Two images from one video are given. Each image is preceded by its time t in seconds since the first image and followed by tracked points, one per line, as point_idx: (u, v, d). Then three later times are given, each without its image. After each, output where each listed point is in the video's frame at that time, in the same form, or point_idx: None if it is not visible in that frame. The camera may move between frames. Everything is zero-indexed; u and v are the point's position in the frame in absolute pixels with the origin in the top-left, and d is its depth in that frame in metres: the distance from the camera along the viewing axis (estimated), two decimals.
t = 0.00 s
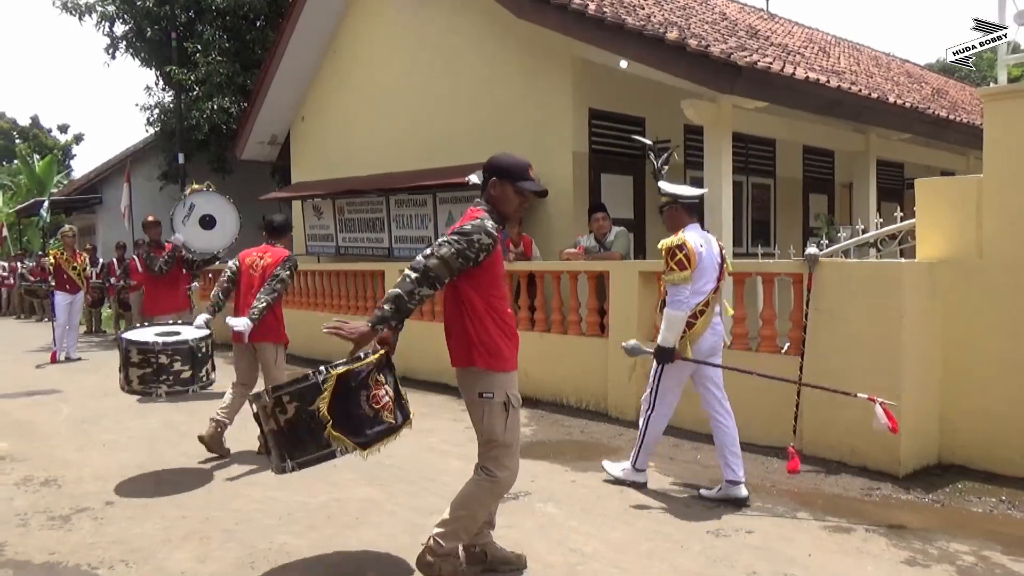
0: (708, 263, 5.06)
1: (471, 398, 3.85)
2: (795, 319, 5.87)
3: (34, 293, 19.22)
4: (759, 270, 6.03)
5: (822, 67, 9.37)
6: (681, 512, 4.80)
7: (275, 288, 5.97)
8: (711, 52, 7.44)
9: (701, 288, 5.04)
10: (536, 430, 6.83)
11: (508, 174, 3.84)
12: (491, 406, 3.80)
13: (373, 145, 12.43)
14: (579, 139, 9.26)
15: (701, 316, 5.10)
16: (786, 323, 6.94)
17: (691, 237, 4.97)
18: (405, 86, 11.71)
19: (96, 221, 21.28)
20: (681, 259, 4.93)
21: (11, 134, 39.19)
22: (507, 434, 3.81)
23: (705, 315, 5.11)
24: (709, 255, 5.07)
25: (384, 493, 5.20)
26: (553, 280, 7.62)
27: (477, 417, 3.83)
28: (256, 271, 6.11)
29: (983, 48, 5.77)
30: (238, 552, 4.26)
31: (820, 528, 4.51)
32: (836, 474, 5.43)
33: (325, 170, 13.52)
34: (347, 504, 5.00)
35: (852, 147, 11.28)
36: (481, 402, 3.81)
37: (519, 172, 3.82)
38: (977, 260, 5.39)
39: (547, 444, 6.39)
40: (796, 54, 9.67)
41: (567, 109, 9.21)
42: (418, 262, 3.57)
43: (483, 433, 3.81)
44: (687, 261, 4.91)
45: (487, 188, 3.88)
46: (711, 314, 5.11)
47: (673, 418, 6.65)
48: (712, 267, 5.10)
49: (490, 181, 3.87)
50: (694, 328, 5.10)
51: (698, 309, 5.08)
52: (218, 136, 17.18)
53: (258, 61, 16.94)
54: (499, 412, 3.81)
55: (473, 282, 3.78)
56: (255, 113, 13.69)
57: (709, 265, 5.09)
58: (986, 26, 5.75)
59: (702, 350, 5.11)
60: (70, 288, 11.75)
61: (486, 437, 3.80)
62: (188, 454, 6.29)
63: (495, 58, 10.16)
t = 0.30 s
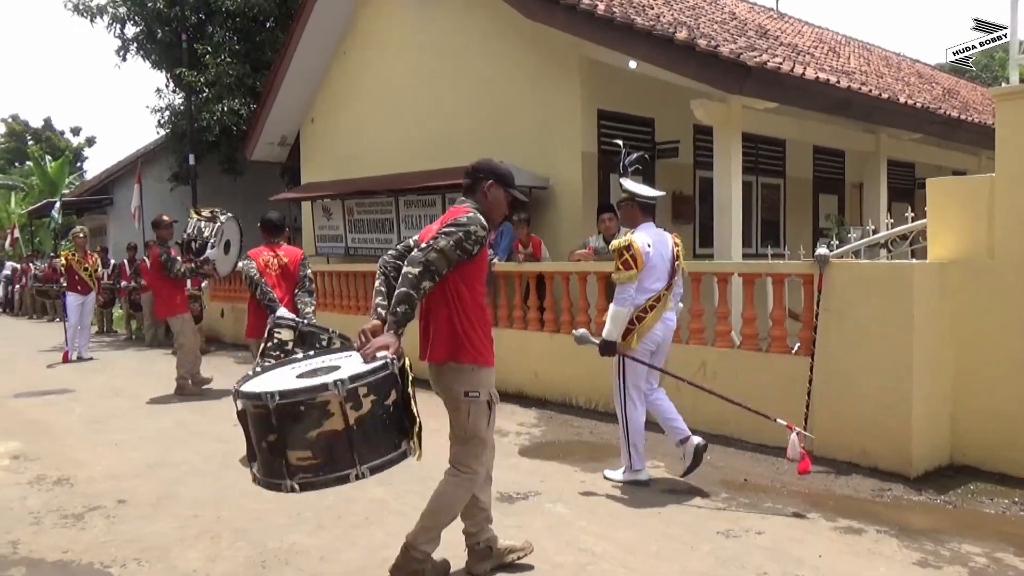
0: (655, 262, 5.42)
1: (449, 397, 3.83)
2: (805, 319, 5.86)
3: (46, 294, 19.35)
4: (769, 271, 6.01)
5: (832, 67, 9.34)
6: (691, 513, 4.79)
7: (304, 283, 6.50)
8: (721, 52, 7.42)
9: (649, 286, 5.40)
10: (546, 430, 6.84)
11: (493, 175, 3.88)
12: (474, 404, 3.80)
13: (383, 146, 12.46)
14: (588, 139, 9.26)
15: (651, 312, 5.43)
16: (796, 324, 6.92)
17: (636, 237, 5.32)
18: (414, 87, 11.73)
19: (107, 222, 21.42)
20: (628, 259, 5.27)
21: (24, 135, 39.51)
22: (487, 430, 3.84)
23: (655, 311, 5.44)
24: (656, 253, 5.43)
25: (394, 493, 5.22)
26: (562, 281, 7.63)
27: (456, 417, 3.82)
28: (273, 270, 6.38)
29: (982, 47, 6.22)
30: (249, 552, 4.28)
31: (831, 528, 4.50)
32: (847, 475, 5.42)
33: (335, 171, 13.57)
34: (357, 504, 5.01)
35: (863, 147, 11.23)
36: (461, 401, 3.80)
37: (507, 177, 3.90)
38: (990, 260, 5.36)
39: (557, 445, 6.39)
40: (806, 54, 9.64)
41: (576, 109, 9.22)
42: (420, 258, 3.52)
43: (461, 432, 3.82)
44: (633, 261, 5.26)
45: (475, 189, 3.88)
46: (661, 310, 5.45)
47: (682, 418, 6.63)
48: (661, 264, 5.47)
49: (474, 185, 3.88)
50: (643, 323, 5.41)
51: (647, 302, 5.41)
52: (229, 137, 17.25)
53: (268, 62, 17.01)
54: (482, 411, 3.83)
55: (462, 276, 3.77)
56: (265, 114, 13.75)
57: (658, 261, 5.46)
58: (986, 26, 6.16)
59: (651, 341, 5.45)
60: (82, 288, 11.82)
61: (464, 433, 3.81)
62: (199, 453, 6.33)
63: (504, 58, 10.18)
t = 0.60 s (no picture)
0: (613, 263, 5.54)
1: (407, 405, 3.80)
2: (818, 319, 5.83)
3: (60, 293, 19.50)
4: (781, 269, 5.98)
5: (844, 65, 9.30)
6: (703, 512, 4.77)
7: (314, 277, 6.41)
8: (732, 50, 7.39)
9: (606, 286, 5.56)
10: (557, 429, 6.83)
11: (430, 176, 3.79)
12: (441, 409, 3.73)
13: (394, 145, 12.48)
14: (599, 138, 9.25)
15: (615, 313, 5.57)
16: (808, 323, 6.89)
17: (596, 238, 5.50)
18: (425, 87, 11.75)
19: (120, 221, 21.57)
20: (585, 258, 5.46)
21: (38, 135, 39.84)
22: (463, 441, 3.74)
23: (620, 311, 5.58)
24: (614, 255, 5.54)
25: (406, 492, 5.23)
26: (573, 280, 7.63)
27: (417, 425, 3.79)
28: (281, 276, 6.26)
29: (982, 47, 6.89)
30: (262, 550, 4.29)
31: (844, 528, 4.48)
32: (860, 475, 5.38)
33: (346, 171, 13.62)
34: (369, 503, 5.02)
35: (876, 145, 11.17)
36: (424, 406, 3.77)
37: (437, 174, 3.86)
38: (1005, 257, 5.30)
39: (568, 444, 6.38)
40: (818, 52, 9.58)
41: (587, 108, 9.21)
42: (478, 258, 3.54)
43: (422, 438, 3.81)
44: (590, 260, 5.45)
45: (426, 189, 3.78)
46: (626, 309, 5.58)
47: (695, 417, 6.62)
48: (621, 265, 5.57)
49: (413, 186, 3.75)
50: (608, 323, 5.56)
51: (612, 303, 5.56)
52: (241, 137, 17.34)
53: (280, 62, 17.08)
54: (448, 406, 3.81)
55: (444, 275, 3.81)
56: (277, 115, 13.81)
57: (620, 262, 5.58)
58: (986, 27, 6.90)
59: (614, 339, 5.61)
60: (96, 287, 11.89)
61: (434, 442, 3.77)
62: (212, 452, 6.35)
63: (515, 58, 10.18)
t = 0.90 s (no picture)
0: (588, 259, 5.53)
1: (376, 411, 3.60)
2: (829, 318, 5.81)
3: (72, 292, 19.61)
4: (792, 269, 5.97)
5: (855, 63, 9.25)
6: (713, 512, 4.76)
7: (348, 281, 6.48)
8: (743, 49, 7.37)
9: (579, 281, 5.53)
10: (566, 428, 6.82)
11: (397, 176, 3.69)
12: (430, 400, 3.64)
13: (403, 144, 12.49)
14: (609, 137, 9.24)
15: (585, 307, 5.54)
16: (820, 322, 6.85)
17: (575, 235, 5.51)
18: (435, 86, 11.76)
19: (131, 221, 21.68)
20: (564, 254, 5.47)
21: (49, 135, 40.06)
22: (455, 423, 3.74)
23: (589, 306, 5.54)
24: (588, 251, 5.52)
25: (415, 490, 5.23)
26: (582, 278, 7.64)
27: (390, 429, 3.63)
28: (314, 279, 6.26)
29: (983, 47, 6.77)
30: (272, 547, 4.30)
31: (855, 528, 4.46)
32: (871, 475, 5.36)
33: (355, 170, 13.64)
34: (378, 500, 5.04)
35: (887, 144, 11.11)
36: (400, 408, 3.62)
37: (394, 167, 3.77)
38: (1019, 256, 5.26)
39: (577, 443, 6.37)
40: (829, 50, 9.54)
41: (596, 108, 9.20)
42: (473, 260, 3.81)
43: (391, 444, 3.66)
44: (569, 256, 5.45)
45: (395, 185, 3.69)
46: (597, 304, 5.55)
47: (704, 416, 6.60)
48: (595, 261, 5.56)
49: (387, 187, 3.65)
50: (577, 317, 5.57)
51: (581, 297, 5.55)
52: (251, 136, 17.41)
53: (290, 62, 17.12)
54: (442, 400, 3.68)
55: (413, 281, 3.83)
56: (287, 114, 13.86)
57: (596, 258, 5.57)
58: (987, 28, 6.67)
59: (585, 333, 5.59)
60: (107, 286, 11.94)
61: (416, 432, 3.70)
62: (222, 449, 6.38)
63: (524, 57, 10.18)
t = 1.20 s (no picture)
0: (566, 264, 5.89)
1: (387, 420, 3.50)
2: (845, 318, 5.77)
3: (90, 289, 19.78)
4: (808, 267, 5.93)
5: (873, 61, 9.17)
6: (729, 511, 4.74)
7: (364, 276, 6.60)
8: (759, 46, 7.33)
9: (559, 283, 5.89)
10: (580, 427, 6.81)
11: (413, 171, 3.60)
12: (441, 410, 3.50)
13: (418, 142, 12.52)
14: (624, 135, 9.23)
15: (564, 305, 5.91)
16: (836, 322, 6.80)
17: (551, 242, 5.86)
18: (450, 84, 11.78)
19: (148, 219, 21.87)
20: (543, 260, 5.81)
21: (68, 134, 40.45)
22: (470, 432, 3.60)
23: (568, 302, 5.90)
24: (563, 255, 5.89)
25: (429, 487, 5.24)
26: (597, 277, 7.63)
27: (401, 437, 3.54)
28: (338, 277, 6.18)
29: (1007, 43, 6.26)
30: (288, 544, 4.32)
31: (872, 529, 4.43)
32: (888, 475, 5.32)
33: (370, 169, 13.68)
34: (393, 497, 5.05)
35: (905, 143, 11.02)
36: (408, 412, 3.51)
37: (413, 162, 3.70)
38: None
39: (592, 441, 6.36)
40: (846, 48, 9.47)
41: (612, 106, 9.19)
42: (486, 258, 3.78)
43: (401, 450, 3.56)
44: (548, 262, 5.80)
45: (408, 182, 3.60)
46: (577, 301, 5.90)
47: (720, 416, 6.57)
48: (572, 264, 5.91)
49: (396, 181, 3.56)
50: (557, 313, 5.91)
51: (560, 295, 5.90)
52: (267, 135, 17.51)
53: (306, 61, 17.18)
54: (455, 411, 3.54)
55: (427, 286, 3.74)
56: (302, 113, 13.92)
57: (573, 261, 5.92)
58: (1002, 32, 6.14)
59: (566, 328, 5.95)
60: (124, 283, 12.04)
61: (430, 440, 3.61)
62: (238, 445, 6.41)
63: (539, 55, 10.18)
